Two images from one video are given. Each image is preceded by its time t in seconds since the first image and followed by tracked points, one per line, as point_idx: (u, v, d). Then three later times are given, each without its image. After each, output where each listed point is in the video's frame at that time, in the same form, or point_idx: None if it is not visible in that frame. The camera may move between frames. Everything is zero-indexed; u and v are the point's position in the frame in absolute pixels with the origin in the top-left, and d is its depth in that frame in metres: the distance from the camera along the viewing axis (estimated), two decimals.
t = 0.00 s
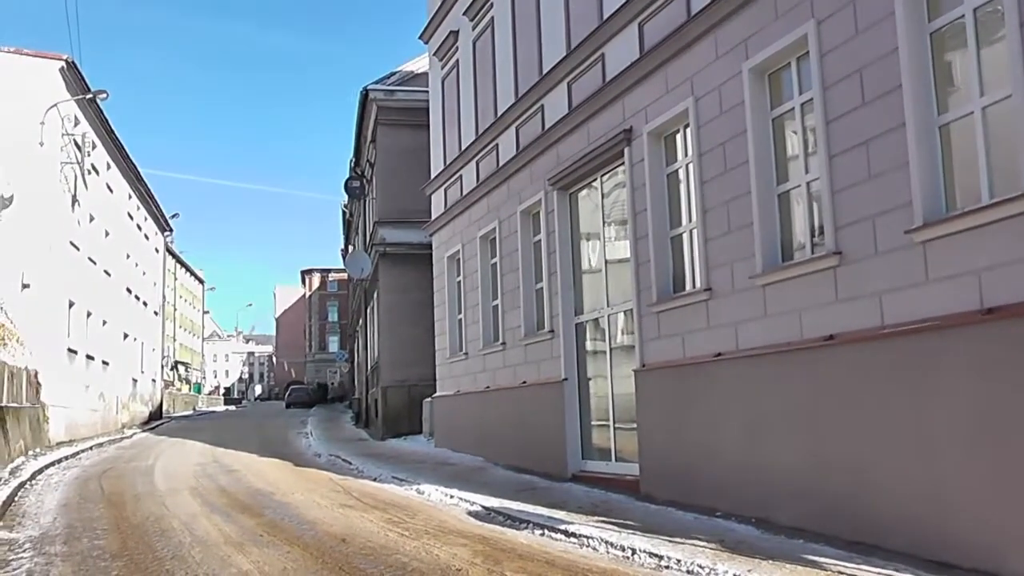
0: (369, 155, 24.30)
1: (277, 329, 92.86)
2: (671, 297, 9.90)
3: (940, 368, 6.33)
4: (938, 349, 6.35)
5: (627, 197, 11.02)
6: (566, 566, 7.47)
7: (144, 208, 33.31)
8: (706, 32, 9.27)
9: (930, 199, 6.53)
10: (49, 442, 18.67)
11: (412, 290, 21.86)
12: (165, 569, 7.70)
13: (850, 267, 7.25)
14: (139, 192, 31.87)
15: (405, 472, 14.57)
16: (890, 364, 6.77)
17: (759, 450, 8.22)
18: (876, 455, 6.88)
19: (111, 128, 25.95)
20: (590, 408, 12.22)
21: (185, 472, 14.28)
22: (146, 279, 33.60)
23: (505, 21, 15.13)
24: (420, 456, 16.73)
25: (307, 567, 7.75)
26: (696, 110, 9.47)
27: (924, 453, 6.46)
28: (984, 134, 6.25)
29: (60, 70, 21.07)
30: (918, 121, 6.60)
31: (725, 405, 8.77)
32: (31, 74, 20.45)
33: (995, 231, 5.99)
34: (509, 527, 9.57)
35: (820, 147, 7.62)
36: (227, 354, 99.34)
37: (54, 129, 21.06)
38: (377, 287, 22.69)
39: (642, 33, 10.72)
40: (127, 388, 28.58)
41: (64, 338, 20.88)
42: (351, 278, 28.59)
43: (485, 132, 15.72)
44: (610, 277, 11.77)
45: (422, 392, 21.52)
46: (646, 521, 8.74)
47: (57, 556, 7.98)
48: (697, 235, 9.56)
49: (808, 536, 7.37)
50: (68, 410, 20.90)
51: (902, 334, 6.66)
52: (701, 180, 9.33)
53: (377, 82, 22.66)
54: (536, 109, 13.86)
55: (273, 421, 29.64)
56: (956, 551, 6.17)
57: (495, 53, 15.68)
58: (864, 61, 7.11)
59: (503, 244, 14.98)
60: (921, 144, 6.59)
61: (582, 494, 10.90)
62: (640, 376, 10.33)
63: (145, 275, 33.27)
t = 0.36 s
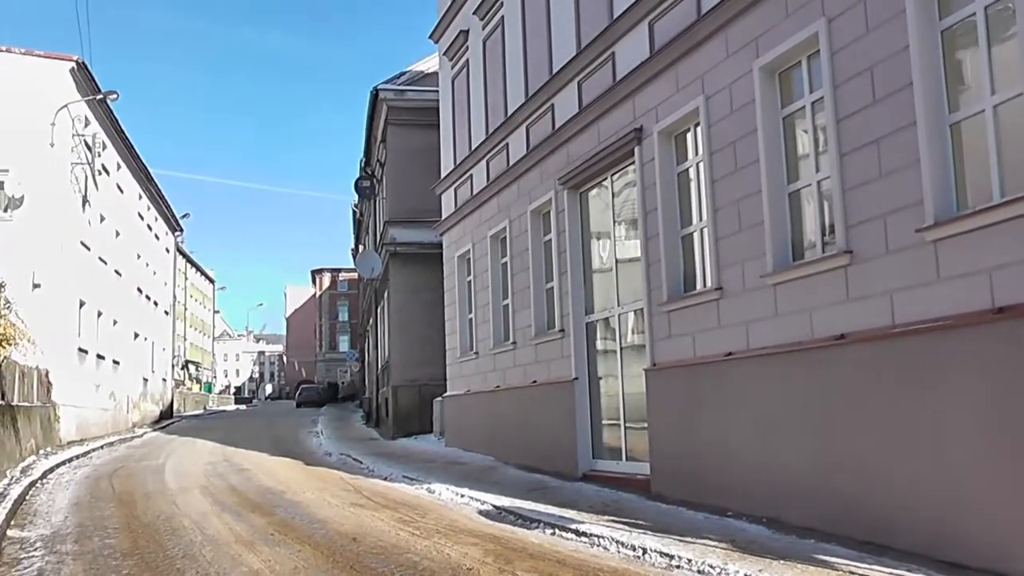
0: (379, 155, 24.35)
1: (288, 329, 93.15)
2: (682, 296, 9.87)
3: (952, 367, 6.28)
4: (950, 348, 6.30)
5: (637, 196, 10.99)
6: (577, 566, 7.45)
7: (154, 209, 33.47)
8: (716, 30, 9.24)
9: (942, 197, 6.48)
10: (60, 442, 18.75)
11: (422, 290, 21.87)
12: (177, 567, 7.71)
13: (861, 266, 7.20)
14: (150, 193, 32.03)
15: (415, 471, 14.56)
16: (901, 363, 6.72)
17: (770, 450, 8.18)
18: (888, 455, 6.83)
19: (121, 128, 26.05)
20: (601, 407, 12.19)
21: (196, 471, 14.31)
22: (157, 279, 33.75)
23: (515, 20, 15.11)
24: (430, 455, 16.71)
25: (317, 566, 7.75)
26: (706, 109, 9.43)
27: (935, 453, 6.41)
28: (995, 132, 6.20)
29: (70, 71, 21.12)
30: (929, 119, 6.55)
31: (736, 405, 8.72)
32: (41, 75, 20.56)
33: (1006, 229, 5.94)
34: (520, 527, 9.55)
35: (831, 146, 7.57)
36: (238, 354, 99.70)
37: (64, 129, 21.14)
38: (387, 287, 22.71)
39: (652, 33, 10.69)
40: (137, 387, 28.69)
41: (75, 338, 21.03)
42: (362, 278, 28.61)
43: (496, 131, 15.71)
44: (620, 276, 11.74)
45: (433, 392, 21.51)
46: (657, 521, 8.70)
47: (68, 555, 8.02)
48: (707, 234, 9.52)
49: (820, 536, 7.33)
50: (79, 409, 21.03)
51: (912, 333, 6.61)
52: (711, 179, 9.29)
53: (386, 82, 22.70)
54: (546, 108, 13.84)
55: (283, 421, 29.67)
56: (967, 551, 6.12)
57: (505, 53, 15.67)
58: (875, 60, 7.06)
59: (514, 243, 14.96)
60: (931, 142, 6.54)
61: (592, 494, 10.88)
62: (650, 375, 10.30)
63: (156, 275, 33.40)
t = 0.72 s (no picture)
0: (389, 155, 24.39)
1: (298, 329, 93.38)
2: (692, 296, 9.84)
3: (963, 368, 6.23)
4: (960, 349, 6.25)
5: (647, 196, 10.96)
6: (586, 566, 7.43)
7: (164, 209, 33.60)
8: (726, 30, 9.20)
9: (953, 198, 6.43)
10: (70, 441, 18.83)
11: (432, 290, 21.88)
12: (187, 566, 7.74)
13: (871, 267, 7.15)
14: (160, 193, 32.16)
15: (425, 471, 14.56)
16: (911, 364, 6.67)
17: (780, 451, 8.14)
18: (898, 456, 6.79)
19: (132, 129, 26.16)
20: (611, 408, 12.17)
21: (205, 471, 14.35)
22: (167, 280, 33.88)
23: (525, 20, 15.10)
24: (441, 455, 16.71)
25: (327, 566, 7.76)
26: (716, 108, 9.39)
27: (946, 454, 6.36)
28: (1007, 132, 6.15)
29: (80, 73, 21.19)
30: (940, 119, 6.50)
31: (746, 405, 8.69)
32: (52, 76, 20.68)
33: (1018, 230, 5.88)
34: (530, 527, 9.54)
35: (841, 146, 7.52)
36: (248, 354, 100.08)
37: (75, 130, 21.23)
38: (397, 287, 22.74)
39: (662, 32, 10.66)
40: (148, 387, 28.82)
41: (86, 338, 21.14)
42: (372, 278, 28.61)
43: (506, 131, 15.69)
44: (630, 276, 11.70)
45: (443, 392, 21.52)
46: (666, 521, 8.68)
47: (78, 554, 8.05)
48: (718, 234, 9.49)
49: (830, 537, 7.29)
50: (89, 409, 21.13)
51: (922, 334, 6.57)
52: (722, 179, 9.25)
53: (396, 82, 22.71)
54: (556, 109, 13.82)
55: (293, 421, 29.71)
56: (978, 553, 6.07)
57: (515, 53, 15.66)
58: (886, 59, 7.01)
59: (524, 244, 14.95)
60: (943, 142, 6.49)
61: (602, 494, 10.86)
62: (660, 376, 10.27)
63: (166, 275, 33.53)
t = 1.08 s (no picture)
0: (397, 154, 24.41)
1: (308, 329, 93.59)
2: (701, 294, 9.80)
3: (973, 365, 6.19)
4: (970, 345, 6.21)
5: (656, 194, 10.93)
6: (597, 565, 7.41)
7: (173, 210, 33.70)
8: (735, 27, 9.16)
9: (962, 194, 6.39)
10: (81, 441, 18.91)
11: (442, 289, 21.88)
12: (198, 565, 7.77)
13: (881, 264, 7.11)
14: (169, 194, 32.26)
15: (435, 470, 14.56)
16: (921, 361, 6.63)
17: (790, 449, 8.10)
18: (908, 453, 6.75)
19: (141, 130, 26.22)
20: (620, 406, 12.15)
21: (216, 470, 14.40)
22: (177, 280, 33.98)
23: (533, 19, 15.08)
24: (451, 454, 16.70)
25: (337, 564, 7.78)
26: (725, 106, 9.35)
27: (956, 452, 6.32)
28: (1016, 127, 6.11)
29: (90, 74, 21.09)
30: (949, 116, 6.46)
31: (755, 403, 8.65)
32: (63, 79, 20.80)
33: None
34: (540, 525, 9.53)
35: (850, 143, 7.48)
36: (258, 354, 100.36)
37: (84, 132, 21.30)
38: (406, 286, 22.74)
39: (671, 30, 10.62)
40: (158, 387, 28.92)
41: (95, 338, 21.20)
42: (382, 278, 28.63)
43: (514, 130, 15.67)
44: (640, 274, 11.67)
45: (452, 391, 21.51)
46: (677, 520, 8.65)
47: (89, 553, 8.09)
48: (727, 232, 9.44)
49: (840, 536, 7.25)
50: (99, 409, 21.21)
51: (932, 331, 6.53)
52: (731, 177, 9.21)
53: (404, 82, 22.71)
54: (564, 107, 13.80)
55: (303, 421, 29.76)
56: (989, 551, 6.03)
57: (523, 51, 15.64)
58: (894, 56, 6.97)
59: (533, 242, 14.93)
60: (951, 138, 6.45)
61: (612, 492, 10.83)
62: (670, 374, 10.24)
63: (175, 275, 33.62)
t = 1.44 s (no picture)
0: (405, 154, 24.43)
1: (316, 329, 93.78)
2: (710, 292, 9.77)
3: (982, 362, 6.14)
4: (980, 342, 6.16)
5: (664, 192, 10.90)
6: (606, 564, 7.39)
7: (181, 211, 33.78)
8: (742, 23, 9.12)
9: (971, 189, 6.34)
10: (90, 443, 18.99)
11: (450, 288, 21.88)
12: (208, 565, 7.78)
13: (890, 260, 7.07)
14: (177, 195, 32.34)
15: (445, 469, 14.56)
16: (931, 357, 6.59)
17: (800, 447, 8.06)
18: (919, 451, 6.70)
19: (148, 132, 26.30)
20: (629, 405, 12.12)
21: (225, 471, 14.43)
22: (185, 281, 34.07)
23: (540, 17, 15.05)
24: (460, 453, 16.70)
25: (347, 564, 7.78)
26: (732, 103, 9.31)
27: (967, 449, 6.27)
28: None
29: (97, 77, 21.21)
30: (958, 111, 6.42)
31: (765, 401, 8.62)
32: (71, 81, 20.88)
33: None
34: (549, 524, 9.51)
35: (858, 139, 7.44)
36: (267, 354, 100.65)
37: (91, 135, 21.37)
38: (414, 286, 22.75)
39: (678, 27, 10.59)
40: (167, 388, 29.03)
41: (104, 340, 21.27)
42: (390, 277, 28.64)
43: (522, 129, 15.65)
44: (648, 272, 11.64)
45: (461, 390, 21.51)
46: (686, 518, 8.62)
47: (99, 554, 8.12)
48: (735, 229, 9.41)
49: (851, 534, 7.21)
50: (108, 410, 21.30)
51: (941, 327, 6.48)
52: (738, 174, 9.18)
53: (412, 81, 22.71)
54: (572, 105, 13.77)
55: (312, 421, 29.82)
56: (1000, 548, 5.99)
57: (530, 50, 15.62)
58: (902, 51, 6.93)
59: (541, 241, 14.91)
60: (960, 133, 6.40)
61: (622, 491, 10.80)
62: (679, 372, 10.21)
63: (183, 277, 33.70)
